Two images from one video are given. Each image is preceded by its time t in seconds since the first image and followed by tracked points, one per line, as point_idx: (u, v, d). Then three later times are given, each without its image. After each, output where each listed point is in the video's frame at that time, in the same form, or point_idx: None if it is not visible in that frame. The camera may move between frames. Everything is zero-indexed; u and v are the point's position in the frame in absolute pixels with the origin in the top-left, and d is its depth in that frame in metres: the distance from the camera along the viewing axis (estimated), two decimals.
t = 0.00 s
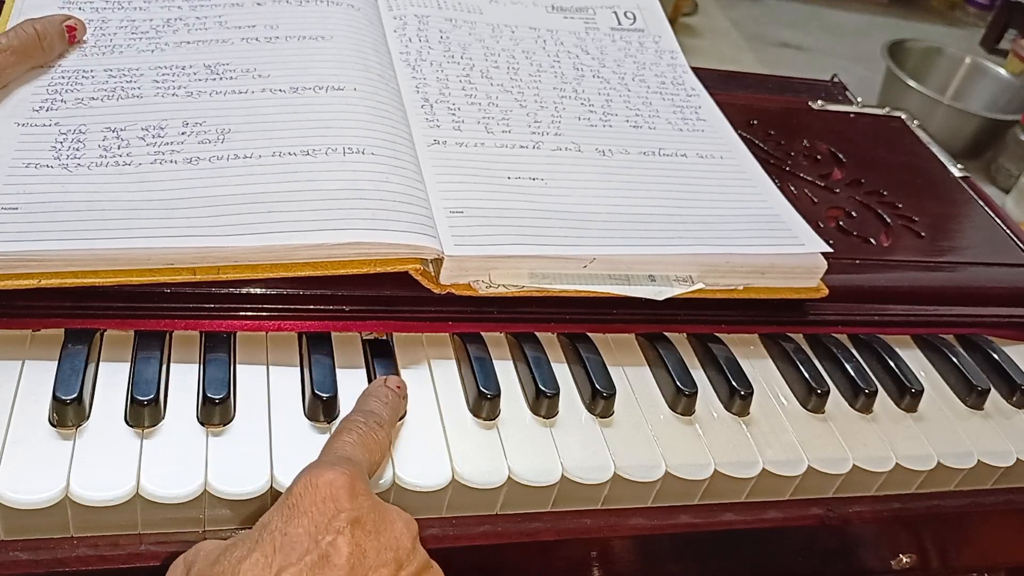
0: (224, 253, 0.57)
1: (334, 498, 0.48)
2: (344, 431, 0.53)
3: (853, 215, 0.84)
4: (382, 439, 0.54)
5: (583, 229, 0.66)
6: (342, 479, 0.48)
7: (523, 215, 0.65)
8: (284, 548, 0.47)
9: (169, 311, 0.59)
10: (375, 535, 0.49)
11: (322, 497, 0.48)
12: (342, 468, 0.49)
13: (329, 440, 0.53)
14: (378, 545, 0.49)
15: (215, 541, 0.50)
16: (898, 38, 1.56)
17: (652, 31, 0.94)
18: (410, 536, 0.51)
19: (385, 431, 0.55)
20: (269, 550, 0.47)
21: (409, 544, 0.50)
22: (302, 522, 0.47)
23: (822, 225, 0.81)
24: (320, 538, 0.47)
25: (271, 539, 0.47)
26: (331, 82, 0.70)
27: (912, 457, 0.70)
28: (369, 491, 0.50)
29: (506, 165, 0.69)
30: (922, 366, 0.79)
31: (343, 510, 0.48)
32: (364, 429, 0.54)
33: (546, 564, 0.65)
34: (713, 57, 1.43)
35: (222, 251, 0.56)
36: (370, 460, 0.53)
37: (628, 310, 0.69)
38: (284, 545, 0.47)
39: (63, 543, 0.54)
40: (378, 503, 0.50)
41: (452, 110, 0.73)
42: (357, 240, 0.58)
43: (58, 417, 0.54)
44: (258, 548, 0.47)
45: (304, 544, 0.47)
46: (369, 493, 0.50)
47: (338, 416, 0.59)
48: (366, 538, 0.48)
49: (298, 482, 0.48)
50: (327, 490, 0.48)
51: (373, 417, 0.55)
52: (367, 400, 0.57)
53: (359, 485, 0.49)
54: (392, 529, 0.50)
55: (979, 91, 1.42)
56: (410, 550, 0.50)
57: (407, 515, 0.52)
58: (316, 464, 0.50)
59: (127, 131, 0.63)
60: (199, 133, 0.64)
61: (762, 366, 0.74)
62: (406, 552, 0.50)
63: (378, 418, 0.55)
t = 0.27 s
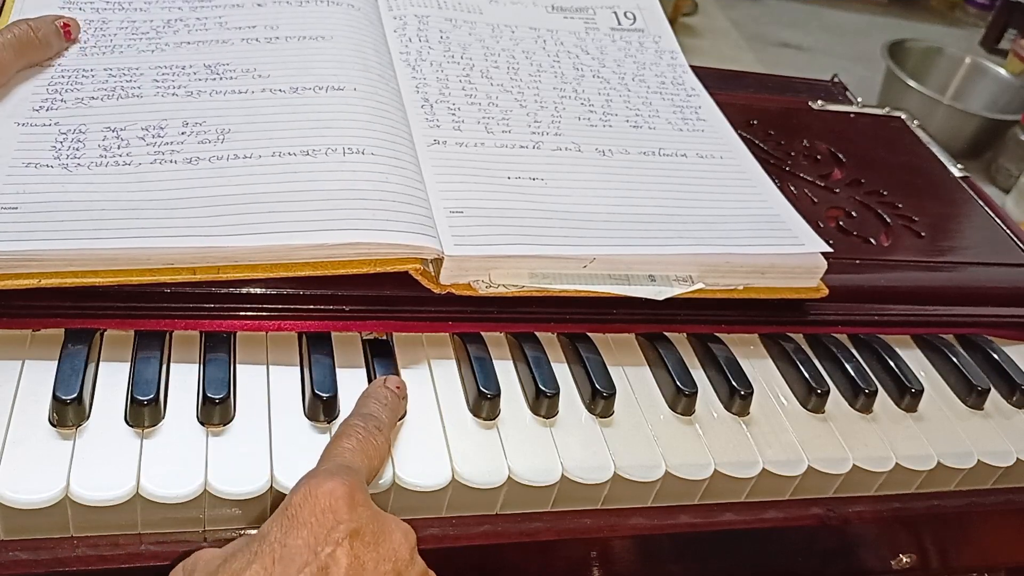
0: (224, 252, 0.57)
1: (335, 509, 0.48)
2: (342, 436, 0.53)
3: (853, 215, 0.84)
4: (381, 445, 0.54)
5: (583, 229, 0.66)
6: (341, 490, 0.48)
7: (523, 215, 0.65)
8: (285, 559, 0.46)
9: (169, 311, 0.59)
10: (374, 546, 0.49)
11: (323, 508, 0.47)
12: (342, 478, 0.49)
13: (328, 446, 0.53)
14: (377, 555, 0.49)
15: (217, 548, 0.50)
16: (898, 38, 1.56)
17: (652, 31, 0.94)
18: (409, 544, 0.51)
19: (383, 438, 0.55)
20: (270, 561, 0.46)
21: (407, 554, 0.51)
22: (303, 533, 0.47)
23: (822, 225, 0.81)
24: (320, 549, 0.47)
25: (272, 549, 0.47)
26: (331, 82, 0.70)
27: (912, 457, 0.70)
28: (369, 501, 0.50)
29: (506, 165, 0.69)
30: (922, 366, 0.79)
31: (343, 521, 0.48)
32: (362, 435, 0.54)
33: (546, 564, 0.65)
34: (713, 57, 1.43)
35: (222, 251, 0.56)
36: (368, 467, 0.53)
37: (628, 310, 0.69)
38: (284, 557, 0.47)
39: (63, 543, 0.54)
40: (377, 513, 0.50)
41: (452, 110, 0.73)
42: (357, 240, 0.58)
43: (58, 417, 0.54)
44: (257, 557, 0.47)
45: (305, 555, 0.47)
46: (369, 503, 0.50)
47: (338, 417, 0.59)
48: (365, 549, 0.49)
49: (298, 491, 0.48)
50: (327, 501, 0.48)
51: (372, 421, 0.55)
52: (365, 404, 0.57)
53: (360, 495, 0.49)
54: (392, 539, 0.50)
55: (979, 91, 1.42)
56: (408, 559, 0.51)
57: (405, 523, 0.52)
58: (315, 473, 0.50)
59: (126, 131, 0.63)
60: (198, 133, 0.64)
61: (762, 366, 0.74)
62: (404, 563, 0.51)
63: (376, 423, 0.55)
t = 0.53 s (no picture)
0: (224, 253, 0.57)
1: (334, 519, 0.47)
2: (342, 445, 0.53)
3: (853, 215, 0.84)
4: (380, 452, 0.54)
5: (583, 229, 0.66)
6: (341, 501, 0.48)
7: (523, 214, 0.65)
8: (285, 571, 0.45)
9: (169, 311, 0.59)
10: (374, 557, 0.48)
11: (322, 519, 0.47)
12: (342, 489, 0.49)
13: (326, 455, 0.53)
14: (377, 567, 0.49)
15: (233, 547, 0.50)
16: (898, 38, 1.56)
17: (652, 31, 0.94)
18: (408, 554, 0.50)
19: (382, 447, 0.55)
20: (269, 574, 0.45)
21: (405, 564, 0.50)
22: (303, 545, 0.46)
23: (822, 225, 0.81)
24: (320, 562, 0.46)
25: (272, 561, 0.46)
26: (331, 83, 0.70)
27: (912, 457, 0.70)
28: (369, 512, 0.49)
29: (506, 165, 0.69)
30: (922, 366, 0.79)
31: (343, 531, 0.47)
32: (362, 442, 0.54)
33: (546, 564, 0.65)
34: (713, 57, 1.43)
35: (222, 251, 0.57)
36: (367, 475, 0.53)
37: (628, 310, 0.69)
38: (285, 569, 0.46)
39: (63, 543, 0.54)
40: (377, 524, 0.49)
41: (452, 110, 0.73)
42: (357, 240, 0.58)
43: (58, 417, 0.54)
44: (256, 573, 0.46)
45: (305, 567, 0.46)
46: (370, 514, 0.49)
47: (338, 417, 0.59)
48: (366, 561, 0.48)
49: (297, 503, 0.47)
50: (327, 512, 0.47)
51: (371, 426, 0.55)
52: (364, 408, 0.57)
53: (360, 505, 0.49)
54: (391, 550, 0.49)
55: (979, 91, 1.42)
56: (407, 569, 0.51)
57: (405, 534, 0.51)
58: (314, 484, 0.49)
59: (126, 131, 0.63)
60: (198, 133, 0.64)
61: (762, 366, 0.74)
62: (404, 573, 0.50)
63: (376, 428, 0.55)
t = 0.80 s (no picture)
0: (224, 253, 0.57)
1: (329, 529, 0.46)
2: (339, 451, 0.52)
3: (853, 215, 0.84)
4: (378, 454, 0.54)
5: (583, 229, 0.66)
6: (335, 510, 0.47)
7: (523, 214, 0.65)
8: None
9: (169, 310, 0.59)
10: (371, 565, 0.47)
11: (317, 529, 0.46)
12: (336, 497, 0.48)
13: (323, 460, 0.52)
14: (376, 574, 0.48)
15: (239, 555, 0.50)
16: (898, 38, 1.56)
17: (652, 31, 0.94)
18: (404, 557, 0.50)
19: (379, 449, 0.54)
20: None
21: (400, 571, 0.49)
22: (298, 555, 0.45)
23: (822, 225, 0.81)
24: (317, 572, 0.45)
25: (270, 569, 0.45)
26: (331, 83, 0.70)
27: (912, 457, 0.70)
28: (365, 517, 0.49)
29: (506, 165, 0.69)
30: (922, 366, 0.79)
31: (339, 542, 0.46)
32: (358, 446, 0.53)
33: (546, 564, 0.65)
34: (713, 57, 1.43)
35: (222, 251, 0.56)
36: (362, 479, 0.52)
37: (628, 310, 0.69)
38: None
39: (63, 543, 0.54)
40: (372, 532, 0.48)
41: (452, 110, 0.73)
42: (358, 240, 0.58)
43: (58, 417, 0.54)
44: None
45: None
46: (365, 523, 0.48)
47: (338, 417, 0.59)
48: (361, 569, 0.47)
49: (291, 512, 0.46)
50: (322, 520, 0.46)
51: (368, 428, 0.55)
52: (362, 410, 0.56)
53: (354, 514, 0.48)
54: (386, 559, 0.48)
55: (979, 91, 1.42)
56: None
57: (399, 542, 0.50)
58: (308, 493, 0.48)
59: (126, 131, 0.63)
60: (198, 133, 0.64)
61: (762, 366, 0.74)
62: None
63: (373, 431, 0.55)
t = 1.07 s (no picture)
0: (223, 253, 0.57)
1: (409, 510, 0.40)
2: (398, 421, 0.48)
3: (853, 215, 0.84)
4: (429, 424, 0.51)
5: (583, 230, 0.66)
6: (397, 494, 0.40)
7: (523, 214, 0.65)
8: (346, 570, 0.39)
9: (169, 310, 0.59)
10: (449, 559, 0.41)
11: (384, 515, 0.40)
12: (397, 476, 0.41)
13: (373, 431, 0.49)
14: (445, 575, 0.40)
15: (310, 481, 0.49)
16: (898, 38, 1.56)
17: (652, 31, 0.94)
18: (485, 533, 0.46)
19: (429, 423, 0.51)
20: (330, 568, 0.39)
21: None
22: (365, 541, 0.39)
23: (822, 225, 0.81)
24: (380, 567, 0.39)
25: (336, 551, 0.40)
26: (331, 82, 0.70)
27: (912, 457, 0.70)
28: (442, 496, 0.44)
29: (506, 165, 0.69)
30: (922, 366, 0.79)
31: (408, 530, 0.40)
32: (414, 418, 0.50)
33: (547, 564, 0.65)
34: (713, 57, 1.43)
35: (222, 251, 0.57)
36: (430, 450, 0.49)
37: (628, 310, 0.69)
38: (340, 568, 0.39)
39: (63, 543, 0.54)
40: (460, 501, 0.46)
41: (452, 110, 0.73)
42: (358, 239, 0.58)
43: (58, 417, 0.54)
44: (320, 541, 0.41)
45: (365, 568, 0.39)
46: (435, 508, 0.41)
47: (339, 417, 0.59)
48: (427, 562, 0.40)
49: (359, 492, 0.41)
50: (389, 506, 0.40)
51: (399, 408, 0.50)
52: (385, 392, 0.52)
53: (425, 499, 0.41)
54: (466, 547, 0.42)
55: (979, 90, 1.42)
56: None
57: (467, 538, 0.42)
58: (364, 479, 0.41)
59: (127, 130, 0.63)
60: (199, 132, 0.64)
61: (762, 366, 0.74)
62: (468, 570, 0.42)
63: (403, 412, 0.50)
